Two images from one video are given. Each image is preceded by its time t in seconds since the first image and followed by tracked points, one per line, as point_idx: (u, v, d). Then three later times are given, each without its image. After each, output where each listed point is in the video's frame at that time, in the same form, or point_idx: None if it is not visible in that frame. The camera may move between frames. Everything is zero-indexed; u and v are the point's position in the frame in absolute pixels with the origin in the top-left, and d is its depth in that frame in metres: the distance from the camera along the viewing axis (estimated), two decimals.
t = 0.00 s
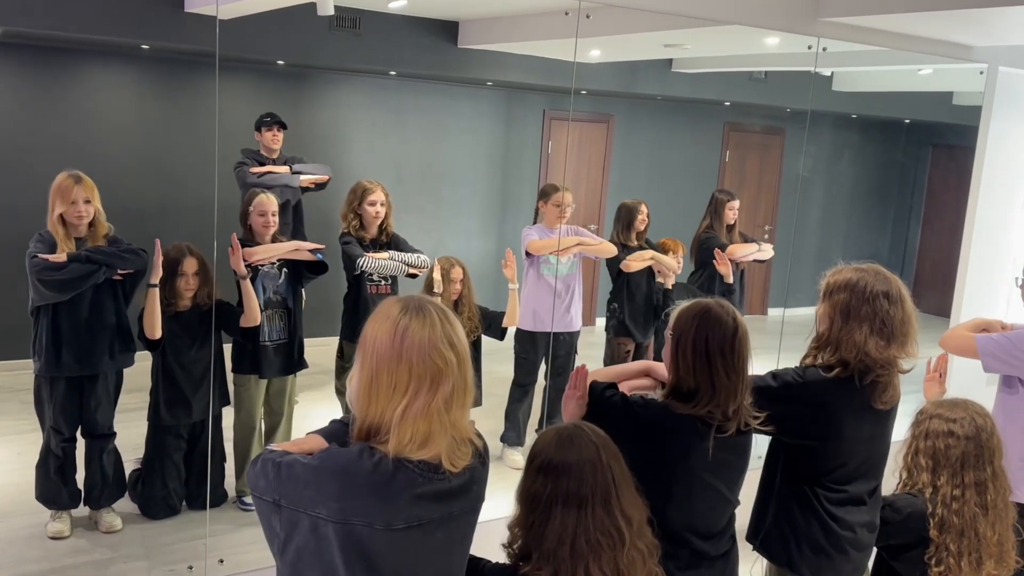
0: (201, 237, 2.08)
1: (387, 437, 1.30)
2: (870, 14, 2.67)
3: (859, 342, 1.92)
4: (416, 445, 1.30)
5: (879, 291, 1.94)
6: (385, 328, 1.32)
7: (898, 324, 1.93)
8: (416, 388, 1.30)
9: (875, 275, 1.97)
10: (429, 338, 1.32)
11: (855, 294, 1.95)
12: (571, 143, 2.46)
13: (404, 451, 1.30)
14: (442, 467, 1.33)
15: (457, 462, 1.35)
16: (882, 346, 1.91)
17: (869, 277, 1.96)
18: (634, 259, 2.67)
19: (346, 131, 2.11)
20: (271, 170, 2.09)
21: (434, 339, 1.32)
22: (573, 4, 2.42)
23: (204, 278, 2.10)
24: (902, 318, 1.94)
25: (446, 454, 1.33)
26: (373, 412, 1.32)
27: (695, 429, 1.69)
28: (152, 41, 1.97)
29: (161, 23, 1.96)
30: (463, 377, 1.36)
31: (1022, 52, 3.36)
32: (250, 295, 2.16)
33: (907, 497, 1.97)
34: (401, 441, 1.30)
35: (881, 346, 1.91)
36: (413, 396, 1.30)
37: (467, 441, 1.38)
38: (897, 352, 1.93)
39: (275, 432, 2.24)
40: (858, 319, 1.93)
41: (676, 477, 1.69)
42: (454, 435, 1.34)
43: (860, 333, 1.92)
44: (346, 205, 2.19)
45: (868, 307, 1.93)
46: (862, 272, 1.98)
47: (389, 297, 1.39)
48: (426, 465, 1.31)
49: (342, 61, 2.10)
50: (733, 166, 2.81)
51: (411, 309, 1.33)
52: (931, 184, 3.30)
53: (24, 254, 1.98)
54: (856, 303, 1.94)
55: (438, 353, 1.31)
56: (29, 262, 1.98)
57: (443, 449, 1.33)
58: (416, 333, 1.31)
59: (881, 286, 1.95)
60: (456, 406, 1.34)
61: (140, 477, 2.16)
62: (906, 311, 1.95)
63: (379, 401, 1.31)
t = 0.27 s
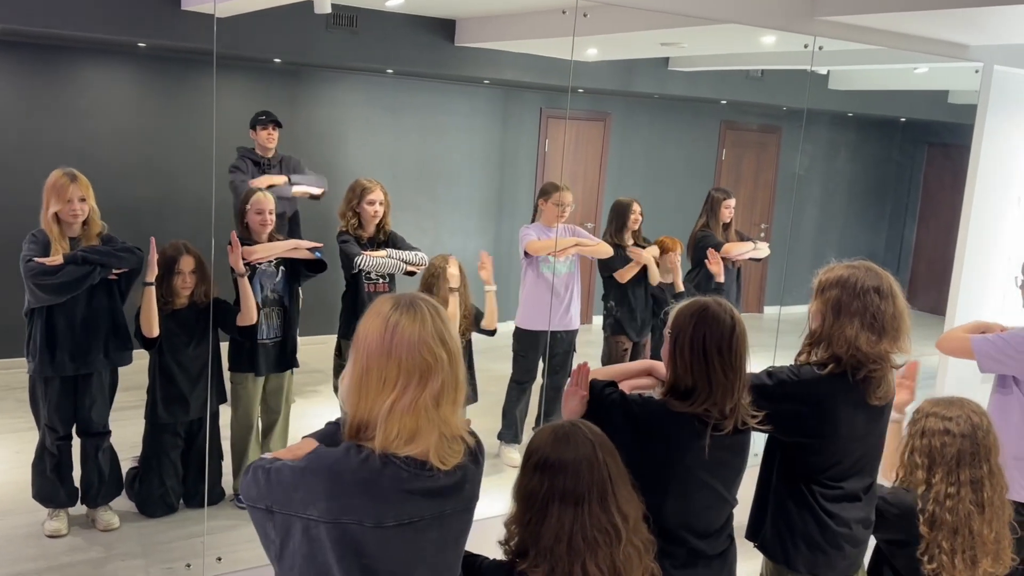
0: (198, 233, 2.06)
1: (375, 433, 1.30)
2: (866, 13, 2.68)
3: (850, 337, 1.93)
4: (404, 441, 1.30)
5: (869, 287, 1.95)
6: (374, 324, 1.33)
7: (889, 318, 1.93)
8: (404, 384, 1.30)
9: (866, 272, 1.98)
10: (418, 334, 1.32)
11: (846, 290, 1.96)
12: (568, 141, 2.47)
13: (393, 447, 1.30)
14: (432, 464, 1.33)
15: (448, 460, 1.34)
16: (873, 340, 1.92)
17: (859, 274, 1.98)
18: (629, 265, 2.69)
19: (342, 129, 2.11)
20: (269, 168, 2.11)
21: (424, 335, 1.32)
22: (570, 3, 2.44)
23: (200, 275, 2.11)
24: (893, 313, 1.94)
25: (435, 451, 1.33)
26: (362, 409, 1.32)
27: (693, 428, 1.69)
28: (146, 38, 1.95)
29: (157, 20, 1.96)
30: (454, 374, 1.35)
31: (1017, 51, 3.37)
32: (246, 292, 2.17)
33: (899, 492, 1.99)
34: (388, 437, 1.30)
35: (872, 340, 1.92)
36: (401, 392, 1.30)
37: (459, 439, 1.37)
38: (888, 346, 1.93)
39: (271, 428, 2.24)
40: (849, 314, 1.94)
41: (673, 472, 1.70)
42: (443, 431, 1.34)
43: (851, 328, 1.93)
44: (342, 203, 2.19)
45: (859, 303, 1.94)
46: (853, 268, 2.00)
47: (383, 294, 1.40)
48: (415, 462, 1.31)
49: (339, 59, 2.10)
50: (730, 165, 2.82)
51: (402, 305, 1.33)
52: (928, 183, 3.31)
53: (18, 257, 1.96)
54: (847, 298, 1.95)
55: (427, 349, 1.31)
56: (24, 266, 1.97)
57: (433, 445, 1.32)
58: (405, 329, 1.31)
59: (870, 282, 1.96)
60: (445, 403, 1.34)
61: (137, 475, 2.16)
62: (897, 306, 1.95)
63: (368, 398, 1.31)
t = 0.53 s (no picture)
0: (196, 232, 2.08)
1: (370, 432, 1.30)
2: (861, 12, 2.68)
3: (844, 335, 1.93)
4: (398, 439, 1.29)
5: (863, 285, 1.96)
6: (370, 323, 1.33)
7: (884, 316, 1.94)
8: (399, 382, 1.30)
9: (859, 270, 1.99)
10: (414, 332, 1.32)
11: (840, 288, 1.97)
12: (565, 139, 2.46)
13: (386, 445, 1.29)
14: (426, 463, 1.32)
15: (443, 459, 1.34)
16: (868, 338, 1.92)
17: (852, 272, 1.98)
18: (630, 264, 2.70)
19: (339, 128, 2.11)
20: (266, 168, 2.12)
21: (419, 334, 1.32)
22: (566, 3, 2.46)
23: (197, 272, 2.11)
24: (887, 310, 1.94)
25: (431, 450, 1.32)
26: (357, 407, 1.32)
27: (689, 426, 1.70)
28: (143, 37, 1.99)
29: (152, 18, 1.99)
30: (450, 372, 1.35)
31: (1013, 50, 3.38)
32: (243, 292, 2.17)
33: (889, 489, 2.03)
34: (383, 435, 1.29)
35: (867, 338, 1.92)
36: (396, 389, 1.30)
37: (455, 438, 1.37)
38: (883, 344, 1.93)
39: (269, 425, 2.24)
40: (843, 312, 1.95)
41: (667, 470, 1.70)
42: (438, 431, 1.33)
43: (845, 326, 1.94)
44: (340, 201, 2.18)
45: (853, 301, 1.94)
46: (846, 267, 2.00)
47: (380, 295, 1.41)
48: (410, 460, 1.31)
49: (334, 57, 2.09)
50: (726, 164, 2.81)
51: (397, 304, 1.33)
52: (923, 182, 3.32)
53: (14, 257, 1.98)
54: (841, 297, 1.95)
55: (423, 347, 1.31)
56: (20, 266, 1.98)
57: (428, 444, 1.32)
58: (400, 327, 1.31)
59: (864, 279, 1.96)
60: (440, 401, 1.33)
61: (133, 474, 2.17)
62: (891, 303, 1.96)
63: (363, 396, 1.31)
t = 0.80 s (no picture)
0: (192, 231, 2.08)
1: (372, 426, 1.31)
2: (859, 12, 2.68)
3: (837, 336, 1.93)
4: (401, 435, 1.30)
5: (858, 286, 1.95)
6: (372, 318, 1.33)
7: (878, 317, 1.94)
8: (401, 377, 1.30)
9: (855, 271, 1.98)
10: (416, 328, 1.32)
11: (834, 288, 1.97)
12: (561, 138, 2.46)
13: (389, 440, 1.30)
14: (428, 457, 1.33)
15: (445, 453, 1.35)
16: (862, 339, 1.92)
17: (848, 272, 1.98)
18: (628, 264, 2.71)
19: (336, 128, 2.11)
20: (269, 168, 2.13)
21: (420, 329, 1.32)
22: (563, 2, 2.46)
23: (194, 274, 2.12)
24: (881, 311, 1.94)
25: (433, 444, 1.33)
26: (360, 402, 1.32)
27: (684, 426, 1.70)
28: (142, 36, 1.95)
29: (150, 17, 1.96)
30: (452, 368, 1.35)
31: (1009, 50, 3.38)
32: (239, 292, 2.18)
33: (886, 488, 2.03)
34: (385, 430, 1.30)
35: (860, 339, 1.92)
36: (398, 385, 1.30)
37: (456, 432, 1.38)
38: (877, 346, 1.93)
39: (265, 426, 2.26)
40: (837, 313, 1.95)
41: (661, 471, 1.71)
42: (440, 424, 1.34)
43: (839, 327, 1.94)
44: (337, 200, 2.18)
45: (847, 302, 1.95)
46: (842, 267, 1.99)
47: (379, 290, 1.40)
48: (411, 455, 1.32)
49: (331, 57, 2.09)
50: (722, 163, 2.82)
51: (397, 300, 1.33)
52: (919, 181, 3.33)
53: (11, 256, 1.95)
54: (835, 298, 1.95)
55: (425, 343, 1.31)
56: (18, 264, 1.96)
57: (430, 439, 1.32)
58: (403, 324, 1.31)
59: (859, 280, 1.95)
60: (443, 396, 1.34)
61: (130, 473, 2.18)
62: (886, 304, 1.96)
63: (365, 391, 1.32)
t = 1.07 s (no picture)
0: (188, 232, 2.07)
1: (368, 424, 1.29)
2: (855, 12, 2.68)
3: (824, 336, 1.94)
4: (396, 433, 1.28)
5: (849, 287, 1.95)
6: (374, 316, 1.33)
7: (867, 319, 1.94)
8: (399, 374, 1.30)
9: (846, 271, 1.98)
10: (416, 327, 1.31)
11: (824, 288, 1.97)
12: (559, 138, 2.47)
13: (384, 438, 1.28)
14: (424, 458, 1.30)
15: (442, 454, 1.32)
16: (849, 340, 1.93)
17: (841, 272, 1.98)
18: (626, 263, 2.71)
19: (331, 129, 2.12)
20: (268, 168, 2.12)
21: (421, 329, 1.31)
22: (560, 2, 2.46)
23: (191, 275, 2.11)
24: (872, 312, 1.94)
25: (429, 444, 1.31)
26: (357, 399, 1.31)
27: (683, 428, 1.70)
28: (140, 34, 1.96)
29: (147, 18, 1.97)
30: (450, 368, 1.34)
31: (1006, 50, 3.38)
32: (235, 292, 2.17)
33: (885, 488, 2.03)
34: (381, 428, 1.28)
35: (848, 339, 1.93)
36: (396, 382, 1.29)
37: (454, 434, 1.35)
38: (866, 347, 1.93)
39: (262, 426, 2.24)
40: (826, 314, 1.95)
41: (660, 471, 1.70)
42: (439, 426, 1.32)
43: (828, 327, 1.94)
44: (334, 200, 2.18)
45: (836, 302, 1.95)
46: (835, 267, 1.99)
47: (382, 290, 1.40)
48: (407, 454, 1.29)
49: (328, 56, 2.09)
50: (719, 164, 2.82)
51: (400, 299, 1.33)
52: (915, 182, 3.33)
53: (10, 261, 1.98)
54: (824, 298, 1.96)
55: (425, 342, 1.31)
56: (17, 269, 1.99)
57: (426, 438, 1.30)
58: (403, 321, 1.31)
59: (850, 280, 1.95)
60: (441, 396, 1.32)
61: (127, 473, 2.19)
62: (876, 305, 1.96)
63: (364, 388, 1.31)
